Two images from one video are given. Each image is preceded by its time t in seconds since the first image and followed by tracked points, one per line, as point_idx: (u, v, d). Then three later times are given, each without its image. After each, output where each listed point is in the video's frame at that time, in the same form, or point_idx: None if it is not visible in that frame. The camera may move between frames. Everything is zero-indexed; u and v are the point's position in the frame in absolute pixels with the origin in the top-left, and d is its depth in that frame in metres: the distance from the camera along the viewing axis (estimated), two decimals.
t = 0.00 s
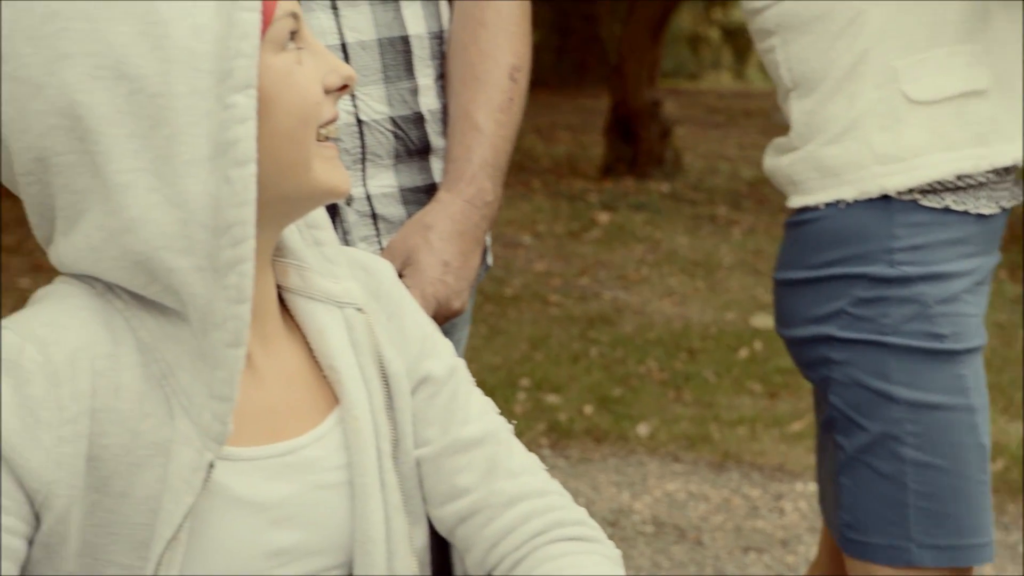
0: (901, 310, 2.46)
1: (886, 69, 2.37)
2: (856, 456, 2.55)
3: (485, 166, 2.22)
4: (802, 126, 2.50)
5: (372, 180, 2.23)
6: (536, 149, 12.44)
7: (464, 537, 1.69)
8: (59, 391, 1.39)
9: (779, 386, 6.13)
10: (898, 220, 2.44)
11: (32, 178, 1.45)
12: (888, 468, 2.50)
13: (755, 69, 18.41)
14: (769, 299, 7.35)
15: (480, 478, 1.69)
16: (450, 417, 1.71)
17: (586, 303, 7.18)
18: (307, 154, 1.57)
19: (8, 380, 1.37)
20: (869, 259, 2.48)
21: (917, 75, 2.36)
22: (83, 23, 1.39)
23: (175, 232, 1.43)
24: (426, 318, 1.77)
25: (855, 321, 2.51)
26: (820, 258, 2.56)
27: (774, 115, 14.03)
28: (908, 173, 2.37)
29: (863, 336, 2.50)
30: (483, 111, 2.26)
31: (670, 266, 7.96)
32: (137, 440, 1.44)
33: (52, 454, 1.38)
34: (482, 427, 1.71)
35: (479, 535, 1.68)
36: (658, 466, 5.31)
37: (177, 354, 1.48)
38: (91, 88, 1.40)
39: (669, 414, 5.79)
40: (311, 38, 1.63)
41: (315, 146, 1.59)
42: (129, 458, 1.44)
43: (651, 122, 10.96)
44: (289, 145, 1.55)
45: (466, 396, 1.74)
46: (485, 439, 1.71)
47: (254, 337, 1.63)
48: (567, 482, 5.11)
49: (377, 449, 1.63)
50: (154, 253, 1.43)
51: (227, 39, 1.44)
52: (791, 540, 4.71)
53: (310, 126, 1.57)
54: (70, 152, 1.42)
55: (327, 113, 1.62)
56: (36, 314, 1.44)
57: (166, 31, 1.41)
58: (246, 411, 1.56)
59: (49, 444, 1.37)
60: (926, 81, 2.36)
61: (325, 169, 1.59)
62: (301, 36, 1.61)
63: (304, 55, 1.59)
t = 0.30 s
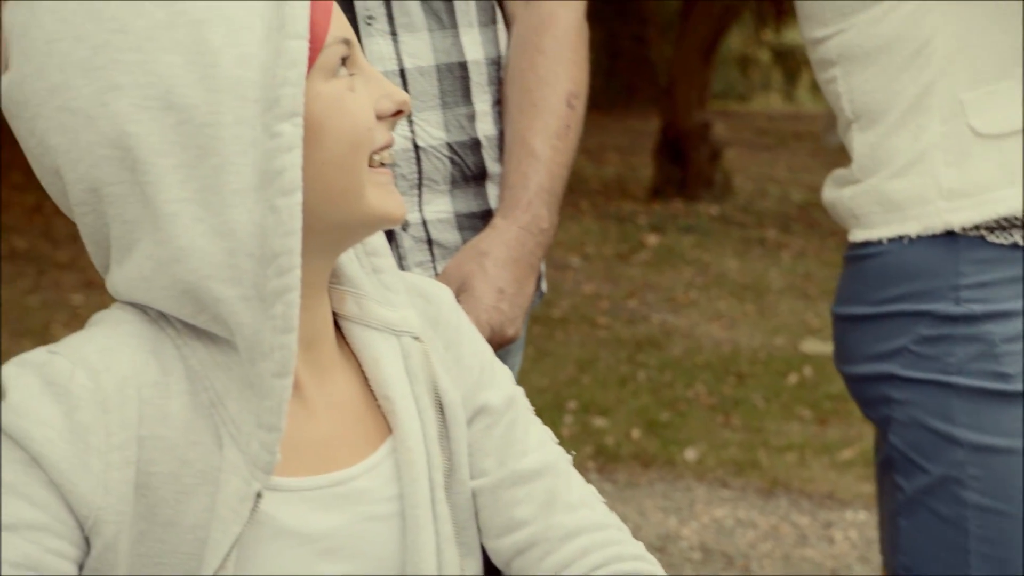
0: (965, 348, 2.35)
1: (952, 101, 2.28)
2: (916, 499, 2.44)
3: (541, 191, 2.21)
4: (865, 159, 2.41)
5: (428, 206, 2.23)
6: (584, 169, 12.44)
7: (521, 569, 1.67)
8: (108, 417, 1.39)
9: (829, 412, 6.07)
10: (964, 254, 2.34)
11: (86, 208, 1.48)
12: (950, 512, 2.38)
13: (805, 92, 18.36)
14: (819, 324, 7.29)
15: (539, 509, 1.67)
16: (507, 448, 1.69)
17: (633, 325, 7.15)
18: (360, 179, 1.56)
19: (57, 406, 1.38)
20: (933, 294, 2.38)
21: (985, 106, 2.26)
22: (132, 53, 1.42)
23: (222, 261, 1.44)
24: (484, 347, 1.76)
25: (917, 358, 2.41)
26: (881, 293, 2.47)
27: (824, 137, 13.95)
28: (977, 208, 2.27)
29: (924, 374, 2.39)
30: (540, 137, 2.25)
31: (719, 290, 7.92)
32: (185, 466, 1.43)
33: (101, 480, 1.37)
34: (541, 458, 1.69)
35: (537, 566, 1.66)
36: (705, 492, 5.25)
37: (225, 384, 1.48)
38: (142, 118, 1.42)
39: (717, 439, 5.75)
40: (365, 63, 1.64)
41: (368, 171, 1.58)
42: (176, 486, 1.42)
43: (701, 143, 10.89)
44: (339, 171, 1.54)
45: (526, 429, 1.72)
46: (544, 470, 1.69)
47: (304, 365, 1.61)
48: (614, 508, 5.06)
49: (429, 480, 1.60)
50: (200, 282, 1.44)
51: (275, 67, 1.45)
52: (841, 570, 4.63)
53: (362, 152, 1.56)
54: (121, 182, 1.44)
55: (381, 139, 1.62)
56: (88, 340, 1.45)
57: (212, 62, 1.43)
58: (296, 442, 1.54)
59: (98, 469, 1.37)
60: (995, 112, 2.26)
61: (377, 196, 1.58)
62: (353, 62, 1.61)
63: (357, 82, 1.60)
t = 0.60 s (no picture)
0: (1011, 397, 2.32)
1: (993, 153, 2.27)
2: (963, 551, 2.40)
3: (590, 229, 2.24)
4: (905, 206, 2.40)
5: (476, 243, 2.24)
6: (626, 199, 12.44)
7: None
8: (141, 455, 1.41)
9: (873, 448, 6.01)
10: (1009, 303, 2.32)
11: (124, 253, 1.50)
12: (1000, 565, 2.34)
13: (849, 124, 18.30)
14: (863, 358, 7.23)
15: (591, 555, 1.65)
16: (559, 491, 1.68)
17: (675, 357, 7.12)
18: (399, 219, 1.56)
19: (94, 442, 1.41)
20: (978, 343, 2.36)
21: None
22: (165, 98, 1.44)
23: (252, 304, 1.45)
24: (537, 388, 1.75)
25: (962, 407, 2.38)
26: (927, 338, 2.43)
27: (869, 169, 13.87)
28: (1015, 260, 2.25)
29: (970, 424, 2.36)
30: (589, 175, 2.28)
31: (761, 322, 7.88)
32: (218, 504, 1.44)
33: (135, 518, 1.38)
34: (593, 503, 1.68)
35: None
36: (747, 527, 5.18)
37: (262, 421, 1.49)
38: (175, 161, 1.44)
39: (759, 473, 5.70)
40: (404, 100, 1.64)
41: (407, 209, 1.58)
42: (209, 525, 1.43)
43: (744, 174, 10.84)
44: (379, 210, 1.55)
45: (578, 471, 1.71)
46: (597, 515, 1.67)
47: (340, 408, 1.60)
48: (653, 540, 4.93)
49: (473, 522, 1.59)
50: (232, 325, 1.45)
51: (307, 110, 1.46)
52: None
53: (400, 189, 1.56)
54: (156, 226, 1.46)
55: (421, 175, 1.62)
56: (125, 378, 1.47)
57: (244, 105, 1.45)
58: (333, 486, 1.53)
59: (133, 508, 1.38)
60: None
61: (418, 233, 1.58)
62: (391, 99, 1.61)
63: (396, 118, 1.60)
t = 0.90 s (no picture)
0: None
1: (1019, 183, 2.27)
2: None
3: (621, 256, 2.26)
4: (932, 235, 2.41)
5: (507, 270, 2.26)
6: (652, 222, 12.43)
7: None
8: (160, 487, 1.45)
9: (901, 474, 5.96)
10: None
11: (147, 288, 1.57)
12: None
13: (875, 145, 18.26)
14: (891, 382, 7.18)
15: None
16: (590, 523, 1.67)
17: (701, 381, 7.09)
18: (419, 252, 1.56)
19: (113, 474, 1.45)
20: (1005, 373, 2.35)
21: None
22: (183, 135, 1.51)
23: (267, 340, 1.49)
24: (567, 417, 1.74)
25: (989, 439, 2.37)
26: (953, 367, 2.42)
27: (896, 192, 13.82)
28: None
29: (997, 456, 2.35)
30: (619, 203, 2.31)
31: (788, 345, 7.84)
32: (236, 538, 1.48)
33: (154, 549, 1.42)
34: (627, 535, 1.67)
35: None
36: (775, 552, 5.07)
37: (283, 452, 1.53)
38: (191, 200, 1.50)
39: (786, 499, 5.66)
40: (425, 132, 1.64)
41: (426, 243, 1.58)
42: (228, 559, 1.47)
43: (770, 197, 10.76)
44: (399, 244, 1.55)
45: (609, 502, 1.70)
46: (630, 547, 1.67)
47: (361, 440, 1.60)
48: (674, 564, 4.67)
49: (498, 555, 1.59)
50: (247, 360, 1.49)
51: (323, 146, 1.49)
52: None
53: (417, 223, 1.56)
54: (174, 262, 1.52)
55: (440, 209, 1.62)
56: (141, 410, 1.52)
57: (259, 141, 1.49)
58: (357, 522, 1.54)
59: (154, 538, 1.43)
60: None
61: (438, 266, 1.58)
62: (410, 133, 1.62)
63: (416, 152, 1.61)
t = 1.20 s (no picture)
0: None
1: None
2: None
3: (645, 277, 2.26)
4: (953, 255, 2.54)
5: (531, 291, 2.28)
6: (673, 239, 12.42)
7: None
8: (169, 509, 1.50)
9: (926, 493, 5.93)
10: None
11: (161, 307, 1.61)
12: None
13: (897, 162, 18.22)
14: (915, 402, 7.14)
15: None
16: (619, 548, 1.68)
17: (724, 399, 7.07)
18: (429, 286, 1.57)
19: (124, 494, 1.50)
20: None
21: None
22: (194, 161, 1.54)
23: (265, 369, 1.52)
24: (596, 442, 1.74)
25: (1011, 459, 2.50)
26: (976, 389, 2.54)
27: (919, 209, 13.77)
28: None
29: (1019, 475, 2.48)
30: (645, 224, 2.30)
31: (811, 363, 7.82)
32: (243, 561, 1.53)
33: (164, 569, 1.47)
34: (660, 558, 1.68)
35: None
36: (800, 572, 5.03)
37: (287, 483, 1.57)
38: (198, 226, 1.53)
39: (810, 518, 5.62)
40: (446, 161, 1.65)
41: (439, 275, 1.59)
42: None
43: (793, 215, 10.74)
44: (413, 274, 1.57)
45: (639, 526, 1.70)
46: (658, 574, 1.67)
47: (376, 468, 1.62)
48: None
49: None
50: (246, 386, 1.52)
51: (329, 177, 1.50)
52: None
53: (431, 255, 1.57)
54: (184, 286, 1.56)
55: (456, 241, 1.62)
56: (150, 431, 1.57)
57: (265, 169, 1.51)
58: (365, 550, 1.57)
59: (165, 559, 1.48)
60: None
61: (451, 299, 1.58)
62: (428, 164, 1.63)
63: (433, 182, 1.62)
